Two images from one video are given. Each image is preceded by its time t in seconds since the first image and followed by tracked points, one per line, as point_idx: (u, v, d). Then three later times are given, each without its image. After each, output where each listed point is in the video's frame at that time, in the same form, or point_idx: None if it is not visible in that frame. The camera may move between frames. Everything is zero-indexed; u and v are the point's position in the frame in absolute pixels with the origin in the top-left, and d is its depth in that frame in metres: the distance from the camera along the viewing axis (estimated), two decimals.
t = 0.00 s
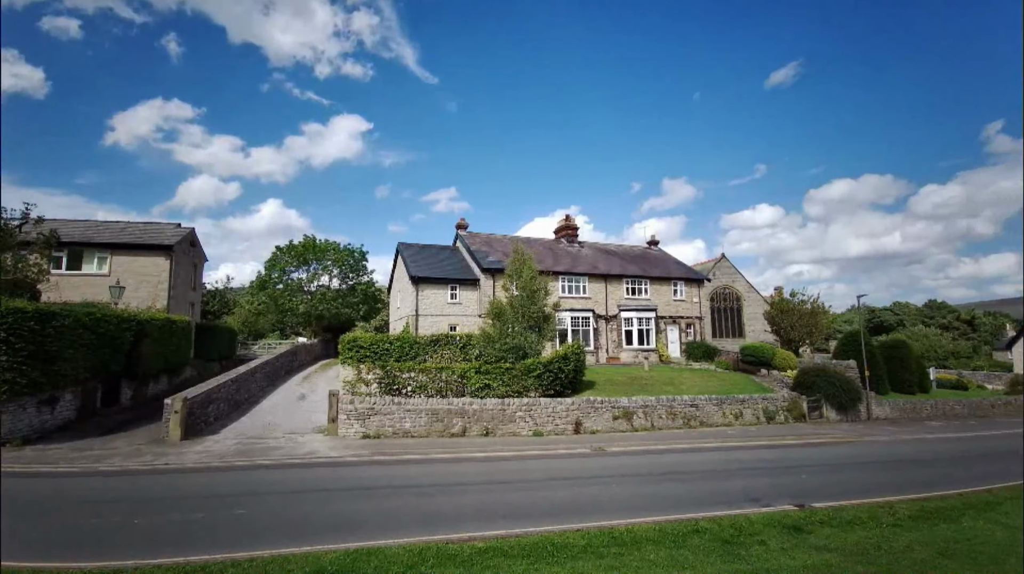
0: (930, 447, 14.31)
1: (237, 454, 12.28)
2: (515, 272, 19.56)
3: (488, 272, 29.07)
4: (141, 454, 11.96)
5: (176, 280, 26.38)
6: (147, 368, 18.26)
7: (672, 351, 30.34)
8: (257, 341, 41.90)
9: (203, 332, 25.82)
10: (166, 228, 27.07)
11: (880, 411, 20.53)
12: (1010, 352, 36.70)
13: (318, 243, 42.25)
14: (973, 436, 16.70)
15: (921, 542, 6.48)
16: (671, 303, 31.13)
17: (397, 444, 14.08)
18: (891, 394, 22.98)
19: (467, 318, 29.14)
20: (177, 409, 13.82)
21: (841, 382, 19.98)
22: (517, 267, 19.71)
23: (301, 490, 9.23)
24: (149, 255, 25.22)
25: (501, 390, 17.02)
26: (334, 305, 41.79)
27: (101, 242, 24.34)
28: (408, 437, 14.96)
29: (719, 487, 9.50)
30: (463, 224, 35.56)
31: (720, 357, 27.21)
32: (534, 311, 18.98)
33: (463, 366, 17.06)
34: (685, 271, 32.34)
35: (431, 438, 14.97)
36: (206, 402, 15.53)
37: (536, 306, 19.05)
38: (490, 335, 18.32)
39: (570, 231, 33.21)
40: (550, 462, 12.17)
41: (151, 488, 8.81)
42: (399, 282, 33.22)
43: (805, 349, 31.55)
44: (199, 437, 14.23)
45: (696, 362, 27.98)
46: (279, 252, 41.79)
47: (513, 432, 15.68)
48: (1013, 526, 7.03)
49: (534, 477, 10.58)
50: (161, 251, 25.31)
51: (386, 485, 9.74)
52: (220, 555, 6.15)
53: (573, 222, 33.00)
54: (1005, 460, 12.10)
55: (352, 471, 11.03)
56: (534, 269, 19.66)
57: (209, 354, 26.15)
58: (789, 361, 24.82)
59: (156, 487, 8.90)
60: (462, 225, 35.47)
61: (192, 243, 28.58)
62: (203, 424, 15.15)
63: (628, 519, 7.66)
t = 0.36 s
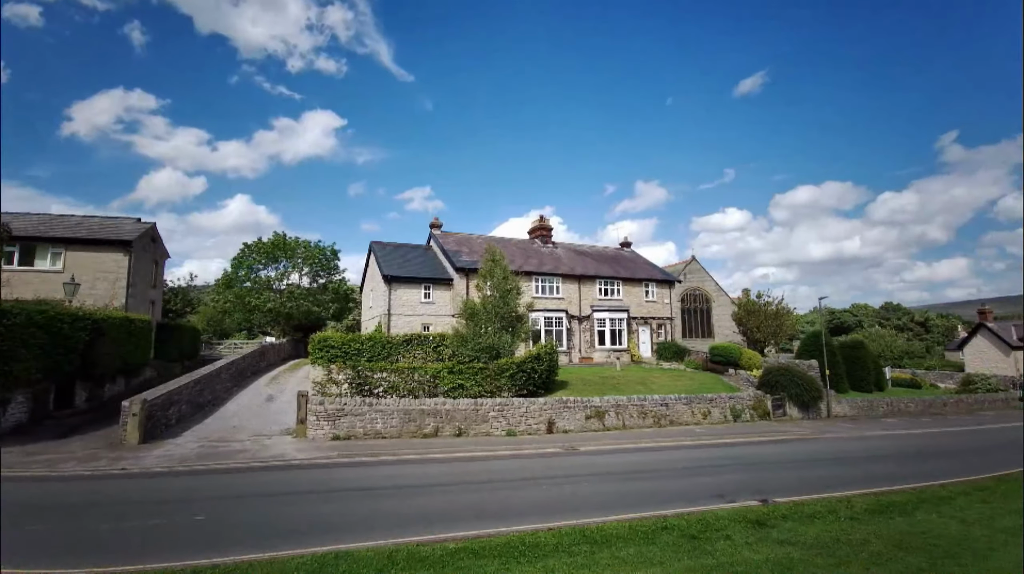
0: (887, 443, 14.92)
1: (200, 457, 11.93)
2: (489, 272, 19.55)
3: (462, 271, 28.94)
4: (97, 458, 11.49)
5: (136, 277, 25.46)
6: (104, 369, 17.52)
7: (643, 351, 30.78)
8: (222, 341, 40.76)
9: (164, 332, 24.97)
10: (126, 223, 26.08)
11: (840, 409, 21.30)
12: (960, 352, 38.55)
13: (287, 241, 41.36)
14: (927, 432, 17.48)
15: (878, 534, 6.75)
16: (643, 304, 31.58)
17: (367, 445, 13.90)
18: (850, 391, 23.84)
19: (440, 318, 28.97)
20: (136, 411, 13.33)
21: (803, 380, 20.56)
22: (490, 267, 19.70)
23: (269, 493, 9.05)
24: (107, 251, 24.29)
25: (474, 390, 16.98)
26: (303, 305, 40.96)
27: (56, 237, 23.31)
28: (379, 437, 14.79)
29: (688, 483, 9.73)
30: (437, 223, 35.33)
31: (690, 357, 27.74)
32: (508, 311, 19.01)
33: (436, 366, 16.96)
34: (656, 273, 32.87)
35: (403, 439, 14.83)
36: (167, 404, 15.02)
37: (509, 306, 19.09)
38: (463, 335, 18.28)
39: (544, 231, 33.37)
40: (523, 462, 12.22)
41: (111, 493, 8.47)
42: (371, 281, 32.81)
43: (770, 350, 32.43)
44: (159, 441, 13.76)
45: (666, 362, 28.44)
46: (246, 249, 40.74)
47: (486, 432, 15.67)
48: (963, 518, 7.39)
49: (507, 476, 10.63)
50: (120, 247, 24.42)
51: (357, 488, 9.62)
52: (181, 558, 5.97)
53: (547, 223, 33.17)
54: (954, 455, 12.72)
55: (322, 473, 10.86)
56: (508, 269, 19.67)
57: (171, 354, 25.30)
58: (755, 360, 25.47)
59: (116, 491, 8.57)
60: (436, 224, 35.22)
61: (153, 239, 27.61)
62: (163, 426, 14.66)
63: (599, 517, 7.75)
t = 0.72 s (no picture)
0: (838, 439, 15.61)
1: (152, 462, 11.47)
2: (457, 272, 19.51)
3: (430, 271, 28.75)
4: (39, 465, 10.89)
5: (85, 273, 24.28)
6: (47, 371, 16.63)
7: (609, 351, 31.23)
8: (177, 340, 39.31)
9: (115, 331, 23.88)
10: (74, 216, 24.84)
11: (795, 407, 22.10)
12: (905, 352, 40.66)
13: (248, 238, 40.21)
14: (875, 428, 18.37)
15: (828, 526, 7.05)
16: (609, 305, 32.06)
17: (330, 447, 13.64)
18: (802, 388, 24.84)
19: (408, 318, 28.70)
20: (81, 415, 12.71)
21: (760, 379, 21.24)
22: (459, 267, 19.66)
23: (226, 499, 8.78)
24: (53, 246, 23.08)
25: (441, 390, 16.87)
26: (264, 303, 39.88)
27: None
28: (344, 439, 14.53)
29: (650, 481, 9.94)
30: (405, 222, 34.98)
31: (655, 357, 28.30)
32: (476, 311, 18.99)
33: (402, 367, 16.78)
34: (623, 274, 33.42)
35: (368, 440, 14.62)
36: (116, 408, 14.37)
37: (477, 306, 19.07)
38: (430, 334, 18.20)
39: (513, 232, 33.49)
40: (489, 462, 12.24)
41: (55, 501, 8.07)
42: (337, 280, 32.22)
43: (731, 350, 33.43)
44: (108, 446, 13.16)
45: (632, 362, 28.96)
46: (204, 245, 39.40)
47: (453, 433, 15.60)
48: (908, 510, 7.79)
49: (473, 477, 10.62)
50: (67, 241, 23.24)
51: (319, 491, 9.44)
52: (129, 567, 5.72)
53: (516, 223, 33.30)
54: (899, 449, 13.42)
55: (283, 477, 10.61)
56: (477, 269, 19.66)
57: (122, 355, 24.23)
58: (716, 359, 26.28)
59: (61, 500, 8.17)
60: (404, 223, 34.87)
61: (104, 234, 26.38)
62: (111, 431, 14.02)
63: (564, 516, 7.84)
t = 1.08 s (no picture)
0: (801, 436, 16.14)
1: (109, 467, 11.05)
2: (431, 271, 19.39)
3: (403, 270, 28.49)
4: None
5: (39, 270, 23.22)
6: None
7: (582, 351, 31.51)
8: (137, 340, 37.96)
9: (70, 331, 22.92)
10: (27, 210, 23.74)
11: (761, 405, 22.75)
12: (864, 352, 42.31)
13: (213, 234, 39.15)
14: (835, 424, 19.06)
15: (790, 520, 7.28)
16: (582, 305, 32.35)
17: (299, 449, 13.39)
18: (767, 387, 25.56)
19: (380, 318, 28.39)
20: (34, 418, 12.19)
21: (728, 378, 21.76)
22: (432, 267, 19.54)
23: (189, 503, 8.53)
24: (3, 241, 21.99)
25: (413, 390, 16.74)
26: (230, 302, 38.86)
27: None
28: (313, 441, 14.28)
29: (620, 479, 10.09)
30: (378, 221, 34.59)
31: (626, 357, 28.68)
32: (449, 311, 18.90)
33: (374, 367, 16.59)
34: (596, 275, 33.77)
35: (338, 442, 14.40)
36: (70, 410, 13.79)
37: (450, 306, 18.97)
38: (402, 334, 18.08)
39: (487, 232, 33.48)
40: (461, 463, 12.21)
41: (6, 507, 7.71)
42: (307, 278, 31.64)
43: (700, 350, 34.12)
44: (61, 450, 12.62)
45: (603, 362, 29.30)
46: (166, 242, 38.17)
47: (425, 433, 15.50)
48: (865, 504, 8.11)
49: (445, 478, 10.58)
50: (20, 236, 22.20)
51: (286, 495, 9.26)
52: (87, 572, 5.50)
53: (490, 223, 33.29)
54: (857, 446, 13.96)
55: (249, 480, 10.36)
56: (450, 269, 19.57)
57: (77, 356, 23.26)
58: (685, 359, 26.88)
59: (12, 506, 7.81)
60: (377, 222, 34.47)
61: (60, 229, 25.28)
62: (65, 434, 13.46)
63: (534, 515, 7.88)
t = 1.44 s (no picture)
0: (772, 433, 16.54)
1: (73, 470, 10.71)
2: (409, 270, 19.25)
3: (380, 269, 28.20)
4: None
5: None
6: None
7: (560, 351, 31.68)
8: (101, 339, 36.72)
9: (30, 329, 22.07)
10: None
11: (734, 404, 23.24)
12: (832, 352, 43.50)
13: (183, 231, 38.11)
14: (804, 422, 19.59)
15: (759, 515, 7.48)
16: (561, 305, 32.52)
17: (272, 450, 13.17)
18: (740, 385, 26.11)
19: (357, 317, 28.07)
20: None
21: (703, 377, 22.16)
22: (410, 265, 19.41)
23: (158, 507, 8.33)
24: None
25: (390, 390, 16.61)
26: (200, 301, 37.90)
27: None
28: (286, 442, 14.06)
29: (597, 477, 10.20)
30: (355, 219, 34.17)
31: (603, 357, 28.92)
32: (427, 310, 18.80)
33: (350, 366, 16.40)
34: (574, 275, 33.99)
35: (313, 442, 14.21)
36: (30, 412, 13.30)
37: (429, 305, 18.86)
38: (380, 333, 17.94)
39: (466, 231, 33.39)
40: (438, 463, 12.18)
41: None
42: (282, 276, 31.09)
43: (676, 350, 34.64)
44: (21, 454, 12.17)
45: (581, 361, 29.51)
46: (132, 238, 37.01)
47: (402, 433, 15.40)
48: (831, 498, 8.37)
49: (422, 478, 10.55)
50: None
51: (259, 497, 9.11)
52: None
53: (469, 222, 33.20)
54: (825, 442, 14.38)
55: (220, 482, 10.15)
56: (429, 268, 19.46)
57: (38, 355, 22.41)
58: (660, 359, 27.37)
59: None
60: (354, 219, 34.06)
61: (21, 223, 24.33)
62: (25, 437, 12.98)
63: (511, 514, 7.92)
